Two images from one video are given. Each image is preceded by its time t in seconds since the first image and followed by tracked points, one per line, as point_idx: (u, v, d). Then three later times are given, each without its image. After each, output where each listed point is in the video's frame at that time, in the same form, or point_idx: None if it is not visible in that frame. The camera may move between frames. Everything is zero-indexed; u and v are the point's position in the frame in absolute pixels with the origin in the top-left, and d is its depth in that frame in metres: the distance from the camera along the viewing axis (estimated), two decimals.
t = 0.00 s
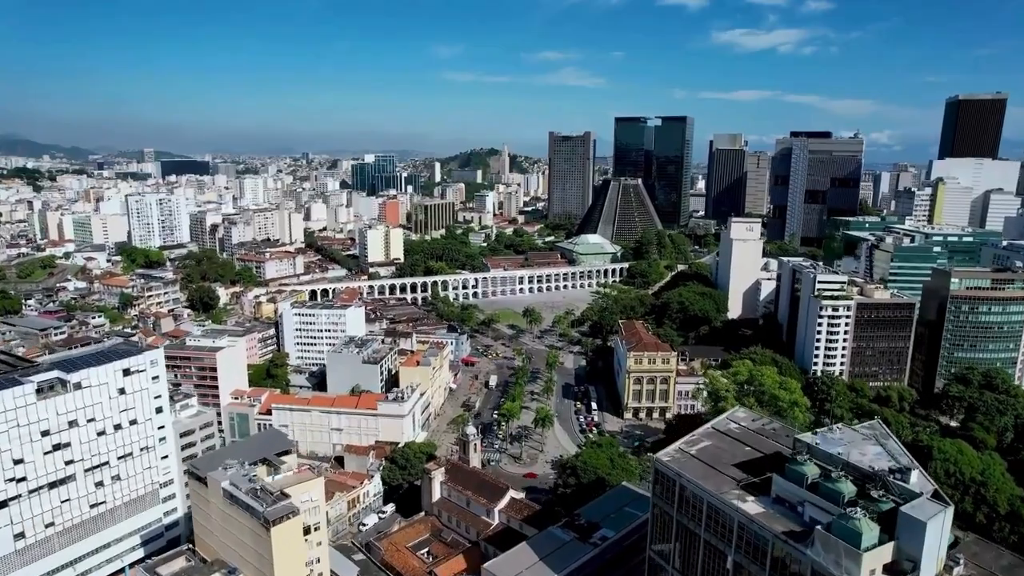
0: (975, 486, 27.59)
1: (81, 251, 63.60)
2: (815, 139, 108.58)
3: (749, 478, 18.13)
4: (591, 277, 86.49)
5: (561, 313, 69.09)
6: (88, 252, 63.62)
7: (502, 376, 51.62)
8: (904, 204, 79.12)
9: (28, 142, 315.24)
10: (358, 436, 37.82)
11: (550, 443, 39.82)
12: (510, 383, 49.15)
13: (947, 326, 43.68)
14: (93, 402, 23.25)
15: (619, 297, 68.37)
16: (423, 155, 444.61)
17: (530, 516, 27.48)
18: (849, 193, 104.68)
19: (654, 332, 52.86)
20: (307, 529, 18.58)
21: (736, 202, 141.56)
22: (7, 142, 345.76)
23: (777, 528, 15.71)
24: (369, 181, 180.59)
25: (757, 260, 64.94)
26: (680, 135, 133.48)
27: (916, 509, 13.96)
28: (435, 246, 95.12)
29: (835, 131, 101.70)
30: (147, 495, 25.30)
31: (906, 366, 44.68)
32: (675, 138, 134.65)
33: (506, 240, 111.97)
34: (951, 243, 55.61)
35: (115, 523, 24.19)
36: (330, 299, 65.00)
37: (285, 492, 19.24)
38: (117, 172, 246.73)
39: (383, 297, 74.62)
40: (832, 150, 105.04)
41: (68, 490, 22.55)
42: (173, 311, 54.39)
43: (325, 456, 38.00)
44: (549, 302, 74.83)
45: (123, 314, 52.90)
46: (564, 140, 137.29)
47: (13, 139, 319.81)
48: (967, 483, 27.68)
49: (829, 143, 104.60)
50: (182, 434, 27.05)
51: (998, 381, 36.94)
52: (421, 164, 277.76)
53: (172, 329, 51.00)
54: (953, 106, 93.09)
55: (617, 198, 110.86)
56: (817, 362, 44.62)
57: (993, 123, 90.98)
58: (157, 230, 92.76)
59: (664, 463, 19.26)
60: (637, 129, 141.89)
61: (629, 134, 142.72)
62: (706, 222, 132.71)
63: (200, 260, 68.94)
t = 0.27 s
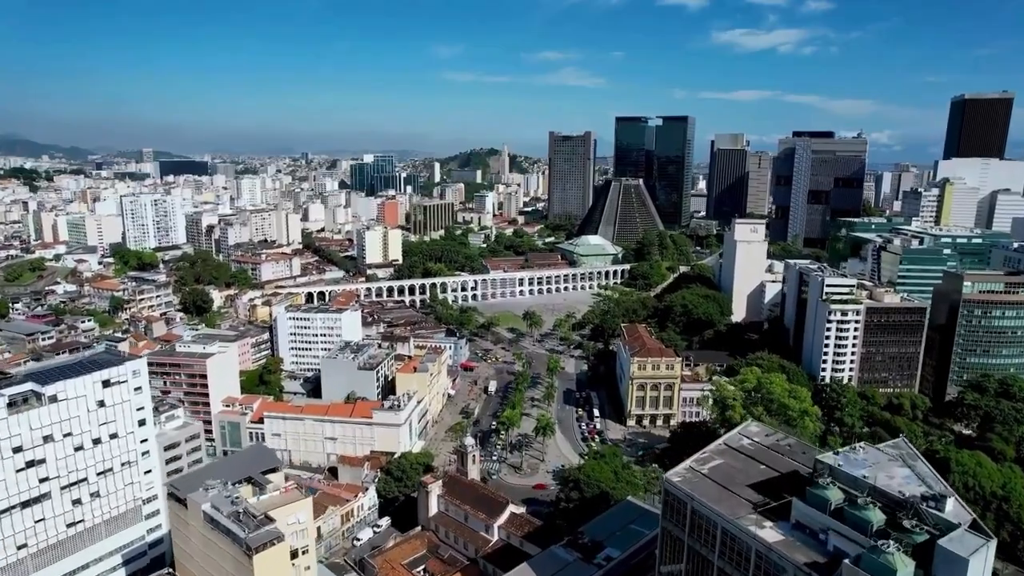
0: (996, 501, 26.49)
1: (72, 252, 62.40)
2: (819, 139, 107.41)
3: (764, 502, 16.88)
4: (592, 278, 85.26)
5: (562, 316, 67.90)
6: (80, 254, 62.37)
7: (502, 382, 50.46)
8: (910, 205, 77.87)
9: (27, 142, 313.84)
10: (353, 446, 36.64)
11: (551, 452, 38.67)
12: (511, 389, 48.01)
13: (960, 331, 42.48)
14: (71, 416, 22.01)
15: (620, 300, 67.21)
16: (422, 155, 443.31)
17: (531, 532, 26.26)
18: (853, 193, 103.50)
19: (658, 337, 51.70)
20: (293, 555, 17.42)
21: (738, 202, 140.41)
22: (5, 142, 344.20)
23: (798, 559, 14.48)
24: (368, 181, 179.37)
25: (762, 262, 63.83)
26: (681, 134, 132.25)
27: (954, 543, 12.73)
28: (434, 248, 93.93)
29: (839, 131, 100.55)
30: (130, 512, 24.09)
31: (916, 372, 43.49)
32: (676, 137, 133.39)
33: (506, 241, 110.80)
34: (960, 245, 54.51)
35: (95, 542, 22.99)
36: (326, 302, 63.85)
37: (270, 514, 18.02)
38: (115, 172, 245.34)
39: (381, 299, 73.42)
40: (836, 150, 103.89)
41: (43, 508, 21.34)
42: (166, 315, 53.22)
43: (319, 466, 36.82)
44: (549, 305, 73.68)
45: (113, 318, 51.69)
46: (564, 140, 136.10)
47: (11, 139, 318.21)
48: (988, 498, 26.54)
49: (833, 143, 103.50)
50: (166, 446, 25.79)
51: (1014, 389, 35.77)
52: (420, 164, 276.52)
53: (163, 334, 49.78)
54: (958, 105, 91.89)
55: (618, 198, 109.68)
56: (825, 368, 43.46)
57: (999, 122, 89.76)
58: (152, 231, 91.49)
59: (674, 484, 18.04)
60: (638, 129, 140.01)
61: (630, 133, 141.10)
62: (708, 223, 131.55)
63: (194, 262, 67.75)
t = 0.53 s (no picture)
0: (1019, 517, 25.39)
1: (63, 255, 61.14)
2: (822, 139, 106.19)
3: (784, 530, 15.64)
4: (593, 280, 83.96)
5: (562, 319, 66.66)
6: (71, 256, 61.10)
7: (502, 388, 49.26)
8: (916, 206, 76.61)
9: (25, 142, 312.44)
10: (347, 456, 35.42)
11: (552, 463, 37.46)
12: (511, 396, 46.82)
13: (973, 336, 41.24)
14: (45, 431, 20.79)
15: (622, 303, 66.02)
16: (422, 155, 442.23)
17: (532, 550, 25.04)
18: (857, 194, 102.28)
19: (661, 341, 50.50)
20: None
21: (739, 203, 139.23)
22: (3, 142, 342.95)
23: None
24: (366, 182, 178.02)
25: (767, 264, 62.68)
26: (683, 134, 131.02)
27: None
28: (433, 249, 92.67)
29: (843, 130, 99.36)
30: (109, 531, 22.85)
31: (928, 378, 42.27)
32: (677, 137, 132.19)
33: (505, 242, 109.58)
34: (970, 247, 53.34)
35: (71, 564, 21.75)
36: (323, 306, 62.64)
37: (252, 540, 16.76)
38: (113, 172, 244.04)
39: (378, 302, 72.15)
40: (840, 150, 102.69)
41: (15, 530, 20.10)
42: (157, 319, 51.99)
43: (313, 477, 35.60)
44: (549, 307, 72.48)
45: (103, 322, 50.46)
46: (565, 140, 134.88)
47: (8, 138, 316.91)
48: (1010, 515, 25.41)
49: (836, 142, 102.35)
50: (149, 461, 24.52)
51: None
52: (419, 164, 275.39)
53: (154, 338, 48.52)
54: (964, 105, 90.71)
55: (619, 199, 108.47)
56: (834, 375, 42.25)
57: (1006, 121, 88.57)
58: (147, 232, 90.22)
59: (687, 507, 16.82)
60: (638, 129, 138.87)
61: (631, 133, 139.85)
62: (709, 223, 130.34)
63: (188, 264, 66.52)
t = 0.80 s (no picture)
0: None
1: (54, 257, 60.02)
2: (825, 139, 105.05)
3: (805, 561, 14.60)
4: (595, 282, 82.85)
5: (563, 322, 65.57)
6: (62, 258, 59.99)
7: (502, 393, 48.15)
8: (922, 206, 75.50)
9: (25, 142, 311.50)
10: (342, 466, 34.33)
11: (554, 472, 36.36)
12: (511, 402, 45.73)
13: (986, 341, 40.10)
14: (19, 447, 19.61)
15: (624, 305, 64.94)
16: (421, 155, 441.23)
17: (533, 569, 23.94)
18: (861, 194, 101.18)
19: (665, 346, 49.40)
20: None
21: (741, 204, 138.15)
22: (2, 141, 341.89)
23: None
24: (365, 182, 176.89)
25: (771, 266, 61.64)
26: (684, 134, 129.90)
27: None
28: (432, 250, 91.59)
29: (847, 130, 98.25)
30: (89, 551, 21.70)
31: (939, 385, 41.14)
32: (679, 137, 131.11)
33: (505, 243, 108.47)
34: (980, 249, 52.19)
35: None
36: (319, 309, 61.52)
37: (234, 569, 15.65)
38: (111, 172, 242.91)
39: (376, 304, 71.04)
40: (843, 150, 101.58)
41: None
42: (150, 323, 50.90)
43: (307, 488, 34.50)
44: (550, 310, 71.39)
45: (94, 326, 49.36)
46: (565, 140, 133.77)
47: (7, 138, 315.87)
48: None
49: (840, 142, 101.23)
50: (132, 477, 23.28)
51: None
52: (419, 165, 274.30)
53: (146, 342, 47.44)
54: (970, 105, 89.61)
55: (620, 200, 107.40)
56: (842, 381, 41.14)
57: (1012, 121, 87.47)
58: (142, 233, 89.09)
59: (701, 532, 15.78)
60: (639, 129, 137.98)
61: (632, 133, 138.87)
62: (711, 224, 129.28)
63: (183, 266, 65.43)
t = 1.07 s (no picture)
0: None
1: (44, 259, 58.82)
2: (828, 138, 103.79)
3: None
4: (596, 284, 81.63)
5: (564, 325, 64.37)
6: (52, 260, 58.76)
7: (502, 399, 46.93)
8: (929, 207, 74.25)
9: (23, 143, 310.54)
10: (336, 477, 33.12)
11: (555, 483, 35.16)
12: (511, 409, 44.53)
13: (1000, 347, 38.86)
14: None
15: (626, 308, 63.70)
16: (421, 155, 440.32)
17: None
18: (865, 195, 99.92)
19: (668, 350, 48.21)
20: None
21: (743, 204, 136.86)
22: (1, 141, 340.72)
23: None
24: (364, 182, 175.65)
25: (776, 269, 60.43)
26: (686, 133, 128.63)
27: None
28: (431, 251, 90.40)
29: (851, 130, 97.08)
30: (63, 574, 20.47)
31: (952, 392, 39.90)
32: (680, 137, 129.86)
33: (505, 244, 107.27)
34: (992, 251, 50.87)
35: None
36: (315, 312, 60.30)
37: None
38: (109, 173, 241.78)
39: (374, 307, 69.83)
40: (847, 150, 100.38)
41: None
42: (141, 328, 49.69)
43: (299, 500, 33.30)
44: (550, 312, 70.19)
45: (84, 331, 48.15)
46: (565, 139, 132.57)
47: (6, 139, 314.77)
48: None
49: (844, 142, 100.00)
50: (111, 495, 22.11)
51: None
52: (419, 165, 273.13)
53: (136, 347, 46.26)
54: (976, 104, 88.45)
55: (621, 200, 106.20)
56: (852, 388, 39.90)
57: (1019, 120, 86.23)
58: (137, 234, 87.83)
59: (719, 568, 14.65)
60: (640, 129, 136.83)
61: (633, 133, 137.68)
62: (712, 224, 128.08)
63: (177, 268, 64.24)
